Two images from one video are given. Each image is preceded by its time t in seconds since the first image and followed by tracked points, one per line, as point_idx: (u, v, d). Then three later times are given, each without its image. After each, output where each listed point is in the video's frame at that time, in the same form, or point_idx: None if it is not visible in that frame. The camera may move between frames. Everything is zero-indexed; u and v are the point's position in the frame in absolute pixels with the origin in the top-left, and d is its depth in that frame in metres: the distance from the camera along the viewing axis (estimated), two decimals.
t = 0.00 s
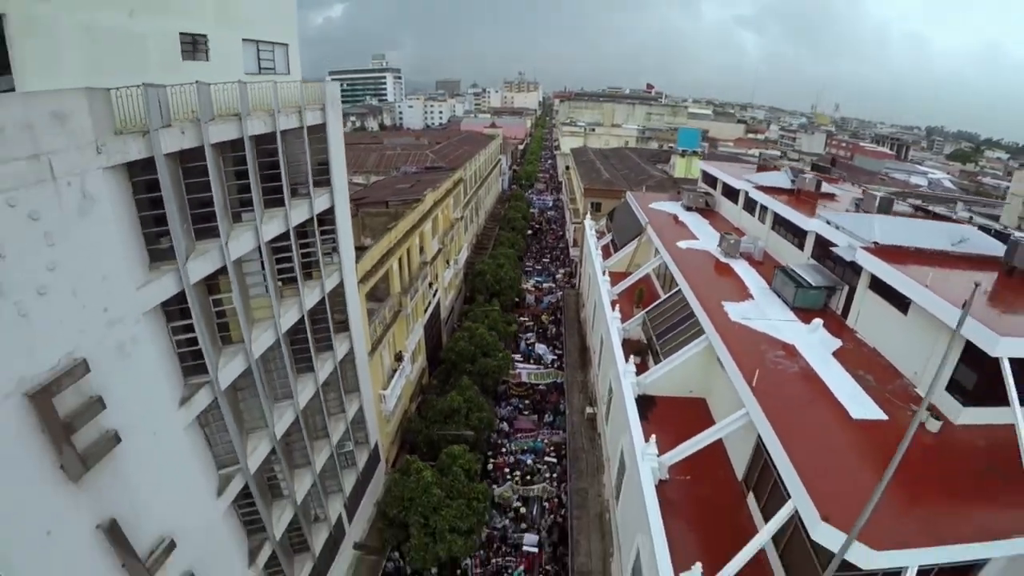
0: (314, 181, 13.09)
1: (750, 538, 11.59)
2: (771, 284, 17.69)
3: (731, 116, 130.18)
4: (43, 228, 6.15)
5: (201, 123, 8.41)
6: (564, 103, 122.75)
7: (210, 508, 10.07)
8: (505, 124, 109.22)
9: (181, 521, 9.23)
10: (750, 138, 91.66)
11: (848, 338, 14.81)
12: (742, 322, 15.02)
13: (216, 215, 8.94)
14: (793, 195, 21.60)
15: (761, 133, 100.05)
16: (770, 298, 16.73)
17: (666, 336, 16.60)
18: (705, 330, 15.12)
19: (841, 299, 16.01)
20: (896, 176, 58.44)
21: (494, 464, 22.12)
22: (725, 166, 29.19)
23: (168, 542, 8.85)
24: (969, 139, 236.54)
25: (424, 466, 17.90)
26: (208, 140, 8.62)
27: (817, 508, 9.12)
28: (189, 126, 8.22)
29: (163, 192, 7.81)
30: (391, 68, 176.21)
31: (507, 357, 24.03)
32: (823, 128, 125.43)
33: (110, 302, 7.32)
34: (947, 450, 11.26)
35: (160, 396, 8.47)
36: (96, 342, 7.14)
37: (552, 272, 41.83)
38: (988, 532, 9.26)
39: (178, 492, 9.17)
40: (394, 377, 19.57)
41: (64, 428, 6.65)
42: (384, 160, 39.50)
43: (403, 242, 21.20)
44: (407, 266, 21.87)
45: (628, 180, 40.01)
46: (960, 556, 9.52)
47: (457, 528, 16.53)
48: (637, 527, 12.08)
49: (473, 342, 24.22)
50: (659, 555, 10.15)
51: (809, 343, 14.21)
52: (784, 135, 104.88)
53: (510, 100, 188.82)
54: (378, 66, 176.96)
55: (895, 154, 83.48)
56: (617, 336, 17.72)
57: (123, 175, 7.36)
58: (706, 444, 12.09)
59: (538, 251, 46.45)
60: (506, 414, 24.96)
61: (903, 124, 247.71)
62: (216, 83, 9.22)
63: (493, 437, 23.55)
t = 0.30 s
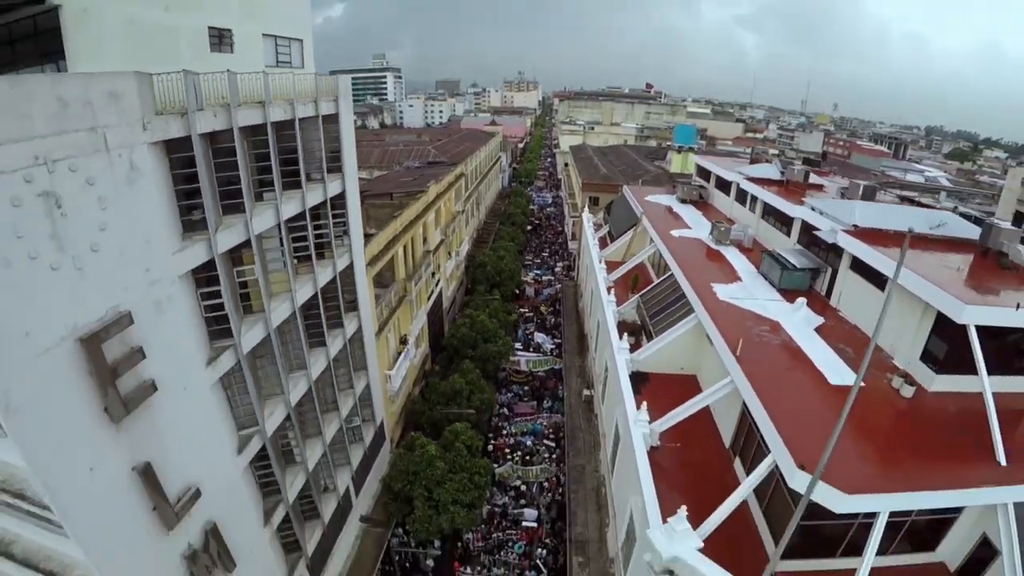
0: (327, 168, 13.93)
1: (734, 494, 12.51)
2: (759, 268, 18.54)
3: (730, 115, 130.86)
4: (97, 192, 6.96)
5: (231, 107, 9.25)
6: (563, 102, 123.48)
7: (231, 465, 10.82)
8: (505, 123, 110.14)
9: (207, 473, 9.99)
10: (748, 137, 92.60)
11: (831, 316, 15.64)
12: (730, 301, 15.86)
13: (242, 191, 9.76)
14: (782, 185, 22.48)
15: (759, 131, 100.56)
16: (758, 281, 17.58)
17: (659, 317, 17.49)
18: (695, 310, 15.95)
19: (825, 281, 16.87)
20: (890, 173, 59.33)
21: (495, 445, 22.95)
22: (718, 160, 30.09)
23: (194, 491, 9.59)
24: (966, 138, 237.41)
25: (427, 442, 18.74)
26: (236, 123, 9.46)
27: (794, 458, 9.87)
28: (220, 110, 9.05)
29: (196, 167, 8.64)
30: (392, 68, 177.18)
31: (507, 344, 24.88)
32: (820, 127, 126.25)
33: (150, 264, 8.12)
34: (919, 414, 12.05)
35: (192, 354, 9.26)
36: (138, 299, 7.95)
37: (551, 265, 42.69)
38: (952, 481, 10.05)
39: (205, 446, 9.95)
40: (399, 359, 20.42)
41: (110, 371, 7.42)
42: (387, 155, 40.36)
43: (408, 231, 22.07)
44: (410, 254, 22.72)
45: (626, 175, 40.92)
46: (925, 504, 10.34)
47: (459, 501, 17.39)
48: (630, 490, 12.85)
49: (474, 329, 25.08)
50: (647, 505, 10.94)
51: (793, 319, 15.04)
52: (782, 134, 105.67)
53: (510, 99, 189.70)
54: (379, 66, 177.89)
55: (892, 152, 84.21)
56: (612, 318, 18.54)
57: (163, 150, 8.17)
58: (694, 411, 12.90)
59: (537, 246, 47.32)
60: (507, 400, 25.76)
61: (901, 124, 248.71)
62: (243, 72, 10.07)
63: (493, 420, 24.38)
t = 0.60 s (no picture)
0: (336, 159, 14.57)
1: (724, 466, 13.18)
2: (750, 258, 19.19)
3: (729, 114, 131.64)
4: (131, 172, 7.58)
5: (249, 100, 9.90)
6: (563, 100, 123.90)
7: (246, 436, 11.42)
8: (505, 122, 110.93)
9: (223, 442, 10.58)
10: (746, 135, 93.34)
11: (818, 301, 16.31)
12: (722, 288, 16.51)
13: (258, 177, 10.41)
14: (774, 179, 23.16)
15: (757, 131, 101.10)
16: (749, 269, 18.25)
17: (654, 304, 18.13)
18: (687, 296, 16.60)
19: (813, 269, 17.52)
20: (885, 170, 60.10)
21: (495, 432, 23.58)
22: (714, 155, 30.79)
23: (212, 458, 10.17)
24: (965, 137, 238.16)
25: (429, 425, 19.37)
26: (254, 114, 10.11)
27: (779, 428, 10.49)
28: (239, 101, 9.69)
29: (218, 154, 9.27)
30: (392, 68, 177.89)
31: (507, 334, 25.52)
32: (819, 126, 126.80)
33: (176, 242, 8.73)
34: (900, 390, 12.68)
35: (213, 329, 9.88)
36: (166, 274, 8.57)
37: (551, 260, 43.35)
38: (928, 448, 10.68)
39: (223, 417, 10.56)
40: (402, 346, 21.06)
41: (139, 338, 8.02)
42: (389, 152, 41.00)
43: (410, 223, 22.73)
44: (412, 246, 23.38)
45: (624, 171, 41.62)
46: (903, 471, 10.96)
47: (460, 483, 18.00)
48: (625, 464, 13.48)
49: (475, 320, 25.73)
50: (640, 477, 11.55)
51: (782, 304, 15.68)
52: (780, 133, 106.26)
53: (510, 98, 190.29)
54: (378, 65, 178.52)
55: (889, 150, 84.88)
56: (609, 306, 19.20)
57: (188, 137, 8.79)
58: (685, 389, 13.55)
59: (537, 242, 47.97)
60: (506, 390, 26.34)
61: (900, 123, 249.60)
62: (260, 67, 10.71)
63: (493, 409, 24.98)
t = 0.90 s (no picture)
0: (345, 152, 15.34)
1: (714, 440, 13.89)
2: (741, 248, 19.97)
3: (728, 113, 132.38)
4: (164, 155, 8.33)
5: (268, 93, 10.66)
6: (562, 99, 124.66)
7: (261, 408, 12.14)
8: (505, 121, 111.80)
9: (241, 412, 11.31)
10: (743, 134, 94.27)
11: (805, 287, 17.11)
12: (712, 275, 17.28)
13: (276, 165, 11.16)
14: (766, 173, 23.97)
15: (755, 129, 102.07)
16: (739, 258, 19.06)
17: (648, 291, 18.91)
18: (679, 283, 17.37)
19: (801, 257, 18.28)
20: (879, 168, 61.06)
21: (495, 418, 24.32)
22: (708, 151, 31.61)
23: (231, 425, 10.87)
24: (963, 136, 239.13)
25: (431, 408, 20.15)
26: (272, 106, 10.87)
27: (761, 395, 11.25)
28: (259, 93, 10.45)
29: (240, 141, 10.04)
30: (392, 67, 178.66)
31: (507, 324, 26.28)
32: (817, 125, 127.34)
33: (202, 221, 9.47)
34: (879, 366, 13.41)
35: (234, 304, 10.58)
36: (193, 250, 9.31)
37: (550, 255, 44.18)
38: (901, 416, 11.43)
39: (242, 389, 11.28)
40: (406, 334, 21.83)
41: (170, 308, 8.74)
42: (391, 149, 41.79)
43: (413, 216, 23.54)
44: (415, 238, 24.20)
45: (621, 168, 42.48)
46: (879, 438, 11.70)
47: (462, 463, 18.79)
48: (619, 438, 14.22)
49: (476, 310, 26.51)
50: (632, 446, 12.29)
51: (769, 289, 16.44)
52: (777, 132, 107.21)
53: (510, 98, 191.00)
54: (379, 65, 179.28)
55: (885, 149, 85.72)
56: (605, 294, 20.01)
57: (213, 125, 9.53)
58: (676, 367, 14.30)
59: (536, 238, 48.83)
60: (506, 379, 27.09)
61: (898, 122, 250.59)
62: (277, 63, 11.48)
63: (493, 396, 25.72)
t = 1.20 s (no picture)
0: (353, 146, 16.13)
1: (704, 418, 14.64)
2: (732, 239, 20.77)
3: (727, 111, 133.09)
4: (192, 143, 9.09)
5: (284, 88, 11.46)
6: (561, 98, 125.58)
7: (276, 385, 12.90)
8: (505, 120, 112.75)
9: (258, 387, 12.07)
10: (741, 133, 95.11)
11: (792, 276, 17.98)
12: (703, 264, 18.07)
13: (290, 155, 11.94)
14: (757, 168, 24.79)
15: (752, 128, 103.02)
16: (730, 249, 19.90)
17: (642, 280, 19.73)
18: (672, 271, 18.15)
19: (789, 247, 19.29)
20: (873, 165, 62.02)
21: (495, 406, 25.11)
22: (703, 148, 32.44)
23: (249, 397, 11.62)
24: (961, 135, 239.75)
25: (434, 393, 20.92)
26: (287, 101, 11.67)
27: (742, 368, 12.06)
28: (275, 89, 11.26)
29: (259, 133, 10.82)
30: (392, 67, 179.50)
31: (506, 316, 27.12)
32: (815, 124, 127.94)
33: (225, 205, 10.23)
34: (859, 347, 14.17)
35: (253, 284, 11.36)
36: (217, 232, 10.07)
37: (549, 251, 45.00)
38: (875, 390, 12.18)
39: (259, 365, 12.03)
40: (409, 323, 22.63)
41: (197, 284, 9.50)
42: (393, 146, 42.58)
43: (416, 209, 24.36)
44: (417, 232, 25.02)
45: (618, 165, 43.34)
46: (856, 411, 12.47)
47: (464, 445, 19.56)
48: (614, 416, 14.98)
49: (476, 302, 27.31)
50: (624, 420, 13.05)
51: (757, 276, 17.22)
52: (774, 131, 108.20)
53: (509, 97, 191.66)
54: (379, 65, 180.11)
55: (882, 147, 86.53)
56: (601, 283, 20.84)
57: (234, 117, 10.35)
58: (667, 348, 15.07)
59: (535, 234, 49.67)
60: (506, 369, 27.82)
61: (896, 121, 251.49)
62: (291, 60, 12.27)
63: (494, 385, 26.52)
